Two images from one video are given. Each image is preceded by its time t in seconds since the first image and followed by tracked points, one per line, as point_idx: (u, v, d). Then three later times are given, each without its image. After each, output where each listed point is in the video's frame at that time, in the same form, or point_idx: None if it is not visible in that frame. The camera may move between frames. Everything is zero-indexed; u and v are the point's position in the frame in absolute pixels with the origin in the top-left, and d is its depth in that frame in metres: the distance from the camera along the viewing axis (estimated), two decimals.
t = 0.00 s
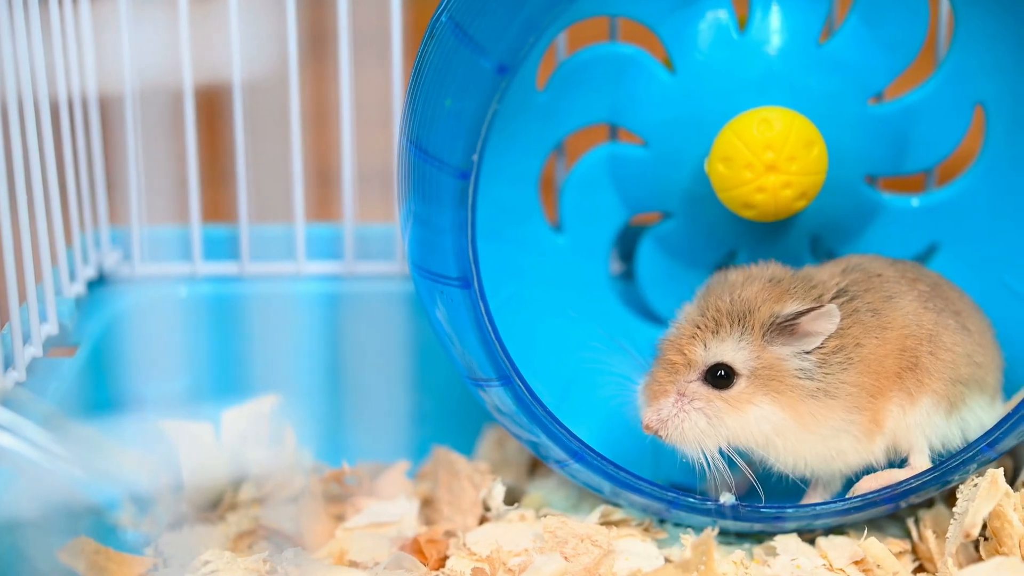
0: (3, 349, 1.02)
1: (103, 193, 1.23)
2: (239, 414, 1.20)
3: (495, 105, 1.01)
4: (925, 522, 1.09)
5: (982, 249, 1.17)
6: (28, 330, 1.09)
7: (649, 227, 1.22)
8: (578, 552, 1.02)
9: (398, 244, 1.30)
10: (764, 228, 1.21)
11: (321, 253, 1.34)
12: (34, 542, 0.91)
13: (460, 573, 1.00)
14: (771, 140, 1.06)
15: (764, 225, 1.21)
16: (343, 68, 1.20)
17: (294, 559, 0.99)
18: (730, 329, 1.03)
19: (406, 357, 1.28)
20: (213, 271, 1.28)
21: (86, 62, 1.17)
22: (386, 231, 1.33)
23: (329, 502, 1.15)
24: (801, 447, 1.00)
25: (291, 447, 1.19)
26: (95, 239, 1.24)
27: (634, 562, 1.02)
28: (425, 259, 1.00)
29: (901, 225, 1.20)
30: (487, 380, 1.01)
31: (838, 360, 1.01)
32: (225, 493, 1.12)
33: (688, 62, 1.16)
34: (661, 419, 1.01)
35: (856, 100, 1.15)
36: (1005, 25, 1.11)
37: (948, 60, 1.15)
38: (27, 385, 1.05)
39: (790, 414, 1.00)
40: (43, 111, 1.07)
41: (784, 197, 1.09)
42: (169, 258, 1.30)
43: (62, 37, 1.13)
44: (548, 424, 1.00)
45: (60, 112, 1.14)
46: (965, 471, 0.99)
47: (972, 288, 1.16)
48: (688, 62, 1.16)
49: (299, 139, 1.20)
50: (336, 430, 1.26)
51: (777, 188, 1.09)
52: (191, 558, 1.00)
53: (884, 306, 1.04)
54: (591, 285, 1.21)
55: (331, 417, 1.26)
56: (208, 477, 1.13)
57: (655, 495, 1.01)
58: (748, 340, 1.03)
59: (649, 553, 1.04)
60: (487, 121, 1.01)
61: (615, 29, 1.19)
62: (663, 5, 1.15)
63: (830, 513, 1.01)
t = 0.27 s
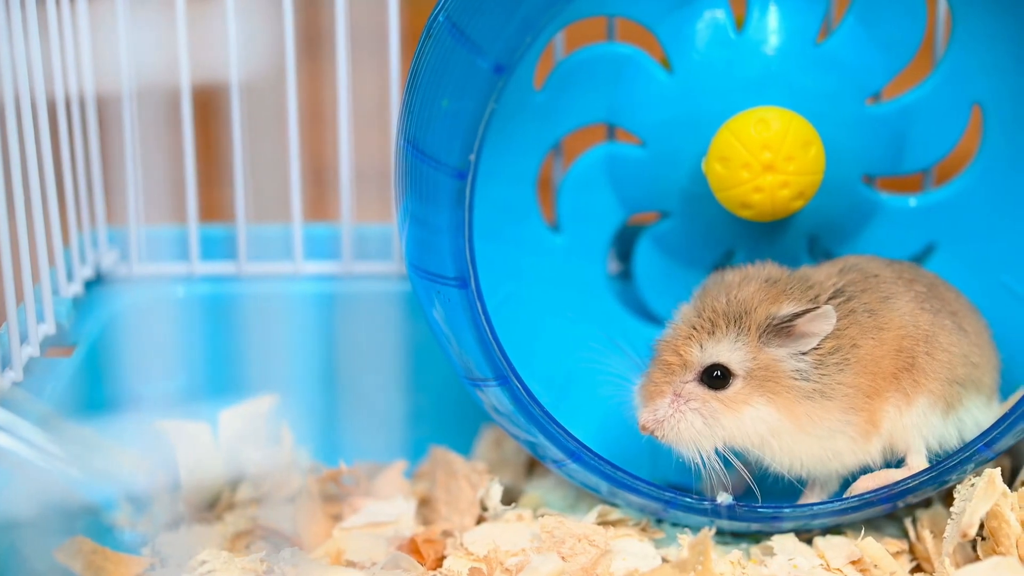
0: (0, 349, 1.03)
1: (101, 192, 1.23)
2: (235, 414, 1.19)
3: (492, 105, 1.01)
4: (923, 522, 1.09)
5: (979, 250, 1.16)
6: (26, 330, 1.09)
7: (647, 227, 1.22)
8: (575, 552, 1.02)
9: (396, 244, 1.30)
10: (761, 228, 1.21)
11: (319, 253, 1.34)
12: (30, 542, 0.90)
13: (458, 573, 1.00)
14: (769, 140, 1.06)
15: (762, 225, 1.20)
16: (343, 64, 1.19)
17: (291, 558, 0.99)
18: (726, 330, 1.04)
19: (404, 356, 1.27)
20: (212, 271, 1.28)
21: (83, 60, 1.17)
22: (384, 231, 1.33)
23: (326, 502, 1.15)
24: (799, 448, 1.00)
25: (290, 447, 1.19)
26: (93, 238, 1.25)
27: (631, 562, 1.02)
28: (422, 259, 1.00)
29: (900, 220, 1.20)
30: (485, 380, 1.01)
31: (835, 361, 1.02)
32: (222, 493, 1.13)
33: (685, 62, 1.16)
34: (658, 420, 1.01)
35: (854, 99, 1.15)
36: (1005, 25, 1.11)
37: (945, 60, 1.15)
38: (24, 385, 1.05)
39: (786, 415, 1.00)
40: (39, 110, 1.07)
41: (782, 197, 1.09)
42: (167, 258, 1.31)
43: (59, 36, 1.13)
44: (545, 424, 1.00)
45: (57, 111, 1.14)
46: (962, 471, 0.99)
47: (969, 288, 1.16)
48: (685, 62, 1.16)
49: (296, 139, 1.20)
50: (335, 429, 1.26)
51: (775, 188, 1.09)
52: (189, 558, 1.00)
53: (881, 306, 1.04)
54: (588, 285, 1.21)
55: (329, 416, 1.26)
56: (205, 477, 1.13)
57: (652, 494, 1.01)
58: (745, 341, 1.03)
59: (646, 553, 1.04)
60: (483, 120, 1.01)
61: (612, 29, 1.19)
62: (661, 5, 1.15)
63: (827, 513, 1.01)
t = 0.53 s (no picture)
0: None
1: (98, 192, 1.23)
2: (232, 415, 1.19)
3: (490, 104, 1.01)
4: (920, 522, 1.09)
5: (976, 250, 1.16)
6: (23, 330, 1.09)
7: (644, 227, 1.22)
8: (572, 552, 1.02)
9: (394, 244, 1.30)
10: (758, 228, 1.21)
11: (317, 253, 1.34)
12: (28, 542, 0.91)
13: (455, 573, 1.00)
14: (766, 140, 1.06)
15: (759, 225, 1.20)
16: (341, 63, 1.20)
17: (288, 559, 0.99)
18: (722, 330, 1.04)
19: (402, 356, 1.27)
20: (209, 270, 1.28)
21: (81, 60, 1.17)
22: (381, 231, 1.33)
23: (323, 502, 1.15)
24: (796, 447, 1.01)
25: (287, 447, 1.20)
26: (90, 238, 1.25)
27: (629, 562, 1.02)
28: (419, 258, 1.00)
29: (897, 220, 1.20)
30: (482, 380, 1.01)
31: (831, 361, 1.02)
32: (219, 492, 1.13)
33: (682, 62, 1.16)
34: (654, 421, 1.01)
35: (851, 99, 1.16)
36: (1004, 25, 1.11)
37: (942, 60, 1.15)
38: (21, 385, 1.05)
39: (781, 414, 1.01)
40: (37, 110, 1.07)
41: (779, 196, 1.09)
42: (165, 258, 1.31)
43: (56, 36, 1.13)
44: (542, 424, 1.00)
45: (55, 112, 1.14)
46: (959, 470, 0.98)
47: (966, 288, 1.16)
48: (683, 61, 1.16)
49: (293, 140, 1.21)
50: (332, 429, 1.26)
51: (772, 188, 1.09)
52: (186, 558, 1.00)
53: (877, 306, 1.04)
54: (586, 285, 1.21)
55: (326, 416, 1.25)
56: (203, 477, 1.13)
57: (649, 494, 1.01)
58: (741, 342, 1.03)
59: (644, 553, 1.04)
60: (480, 120, 1.01)
61: (610, 29, 1.19)
62: (659, 5, 1.15)
63: (825, 513, 1.01)
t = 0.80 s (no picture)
0: None
1: (96, 192, 1.23)
2: (229, 414, 1.19)
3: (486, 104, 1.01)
4: (917, 522, 1.09)
5: (973, 250, 1.16)
6: (20, 330, 1.09)
7: (642, 227, 1.22)
8: (570, 552, 1.02)
9: (391, 243, 1.30)
10: (755, 228, 1.21)
11: (314, 253, 1.34)
12: (24, 541, 0.91)
13: (452, 573, 1.00)
14: (763, 140, 1.06)
15: (756, 225, 1.20)
16: (338, 62, 1.20)
17: (285, 558, 0.99)
18: (718, 332, 1.04)
19: (399, 355, 1.27)
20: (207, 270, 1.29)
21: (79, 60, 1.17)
22: (379, 232, 1.33)
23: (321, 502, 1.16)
24: (793, 448, 1.01)
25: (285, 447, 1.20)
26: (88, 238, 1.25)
27: (625, 562, 1.02)
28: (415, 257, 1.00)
29: (895, 221, 1.20)
30: (479, 381, 1.01)
31: (827, 363, 1.02)
32: (217, 492, 1.13)
33: (679, 62, 1.16)
34: (650, 424, 1.01)
35: (849, 99, 1.15)
36: (1001, 25, 1.11)
37: (940, 59, 1.15)
38: (19, 386, 1.05)
39: (777, 416, 1.01)
40: (35, 110, 1.07)
41: (776, 196, 1.09)
42: (162, 258, 1.31)
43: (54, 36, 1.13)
44: (539, 424, 1.01)
45: (52, 112, 1.14)
46: (956, 471, 0.98)
47: (963, 288, 1.16)
48: (680, 61, 1.16)
49: (290, 140, 1.21)
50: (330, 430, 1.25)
51: (769, 188, 1.09)
52: (184, 558, 1.00)
53: (873, 307, 1.04)
54: (583, 285, 1.21)
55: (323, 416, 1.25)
56: (200, 476, 1.13)
57: (646, 494, 1.01)
58: (736, 344, 1.03)
59: (641, 553, 1.04)
60: (477, 119, 1.01)
61: (606, 28, 1.19)
62: (656, 5, 1.15)
63: (822, 513, 1.01)
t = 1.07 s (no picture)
0: None
1: (94, 192, 1.24)
2: (227, 414, 1.19)
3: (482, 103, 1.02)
4: (915, 522, 1.09)
5: (971, 249, 1.16)
6: (17, 330, 1.09)
7: (639, 228, 1.23)
8: (567, 552, 1.02)
9: (388, 243, 1.30)
10: (753, 228, 1.21)
11: (312, 253, 1.34)
12: (21, 542, 0.91)
13: (449, 573, 1.00)
14: (760, 140, 1.06)
15: (754, 225, 1.20)
16: (336, 62, 1.20)
17: (282, 558, 0.99)
18: (713, 333, 1.04)
19: (397, 355, 1.27)
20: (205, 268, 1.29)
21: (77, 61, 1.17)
22: (376, 232, 1.33)
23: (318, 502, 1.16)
24: (790, 449, 1.01)
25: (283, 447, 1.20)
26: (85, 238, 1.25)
27: (623, 562, 1.02)
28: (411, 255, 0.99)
29: (892, 220, 1.20)
30: (476, 380, 1.01)
31: (823, 363, 1.02)
32: (214, 492, 1.13)
33: (677, 62, 1.16)
34: (647, 425, 1.01)
35: (846, 99, 1.16)
36: (1001, 23, 1.10)
37: (938, 59, 1.15)
38: (15, 386, 1.05)
39: (773, 417, 1.01)
40: (32, 110, 1.07)
41: (773, 196, 1.10)
42: (160, 258, 1.31)
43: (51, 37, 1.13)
44: (536, 424, 1.00)
45: (50, 112, 1.14)
46: (953, 471, 0.98)
47: (960, 288, 1.16)
48: (677, 62, 1.16)
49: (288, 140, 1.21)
50: (328, 430, 1.25)
51: (767, 188, 1.09)
52: (181, 558, 1.00)
53: (870, 307, 1.04)
54: (581, 286, 1.21)
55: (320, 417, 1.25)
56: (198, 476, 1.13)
57: (643, 494, 1.01)
58: (732, 345, 1.03)
59: (638, 553, 1.04)
60: (474, 120, 1.03)
61: (604, 28, 1.19)
62: (653, 6, 1.15)
63: (819, 513, 1.01)
